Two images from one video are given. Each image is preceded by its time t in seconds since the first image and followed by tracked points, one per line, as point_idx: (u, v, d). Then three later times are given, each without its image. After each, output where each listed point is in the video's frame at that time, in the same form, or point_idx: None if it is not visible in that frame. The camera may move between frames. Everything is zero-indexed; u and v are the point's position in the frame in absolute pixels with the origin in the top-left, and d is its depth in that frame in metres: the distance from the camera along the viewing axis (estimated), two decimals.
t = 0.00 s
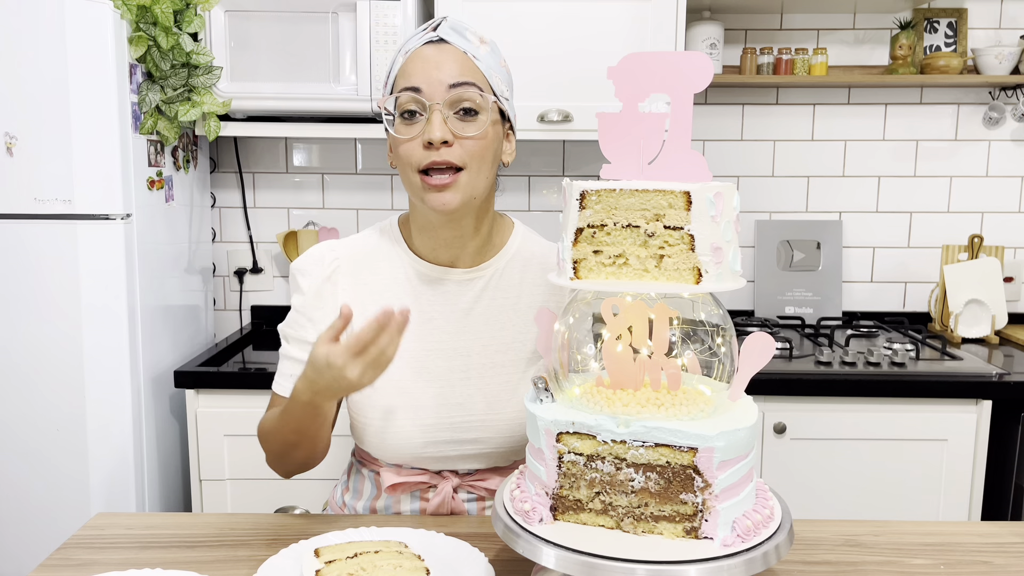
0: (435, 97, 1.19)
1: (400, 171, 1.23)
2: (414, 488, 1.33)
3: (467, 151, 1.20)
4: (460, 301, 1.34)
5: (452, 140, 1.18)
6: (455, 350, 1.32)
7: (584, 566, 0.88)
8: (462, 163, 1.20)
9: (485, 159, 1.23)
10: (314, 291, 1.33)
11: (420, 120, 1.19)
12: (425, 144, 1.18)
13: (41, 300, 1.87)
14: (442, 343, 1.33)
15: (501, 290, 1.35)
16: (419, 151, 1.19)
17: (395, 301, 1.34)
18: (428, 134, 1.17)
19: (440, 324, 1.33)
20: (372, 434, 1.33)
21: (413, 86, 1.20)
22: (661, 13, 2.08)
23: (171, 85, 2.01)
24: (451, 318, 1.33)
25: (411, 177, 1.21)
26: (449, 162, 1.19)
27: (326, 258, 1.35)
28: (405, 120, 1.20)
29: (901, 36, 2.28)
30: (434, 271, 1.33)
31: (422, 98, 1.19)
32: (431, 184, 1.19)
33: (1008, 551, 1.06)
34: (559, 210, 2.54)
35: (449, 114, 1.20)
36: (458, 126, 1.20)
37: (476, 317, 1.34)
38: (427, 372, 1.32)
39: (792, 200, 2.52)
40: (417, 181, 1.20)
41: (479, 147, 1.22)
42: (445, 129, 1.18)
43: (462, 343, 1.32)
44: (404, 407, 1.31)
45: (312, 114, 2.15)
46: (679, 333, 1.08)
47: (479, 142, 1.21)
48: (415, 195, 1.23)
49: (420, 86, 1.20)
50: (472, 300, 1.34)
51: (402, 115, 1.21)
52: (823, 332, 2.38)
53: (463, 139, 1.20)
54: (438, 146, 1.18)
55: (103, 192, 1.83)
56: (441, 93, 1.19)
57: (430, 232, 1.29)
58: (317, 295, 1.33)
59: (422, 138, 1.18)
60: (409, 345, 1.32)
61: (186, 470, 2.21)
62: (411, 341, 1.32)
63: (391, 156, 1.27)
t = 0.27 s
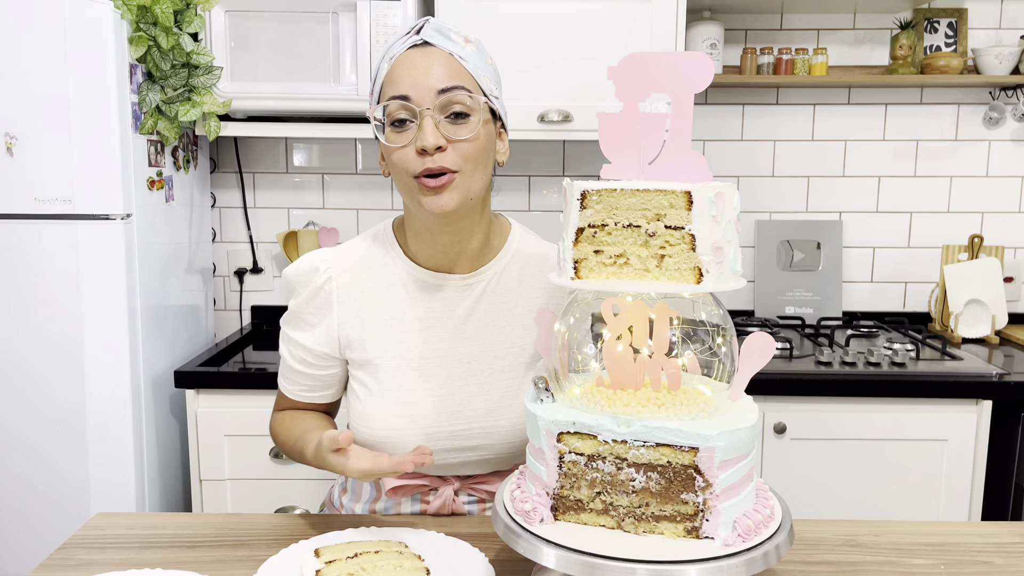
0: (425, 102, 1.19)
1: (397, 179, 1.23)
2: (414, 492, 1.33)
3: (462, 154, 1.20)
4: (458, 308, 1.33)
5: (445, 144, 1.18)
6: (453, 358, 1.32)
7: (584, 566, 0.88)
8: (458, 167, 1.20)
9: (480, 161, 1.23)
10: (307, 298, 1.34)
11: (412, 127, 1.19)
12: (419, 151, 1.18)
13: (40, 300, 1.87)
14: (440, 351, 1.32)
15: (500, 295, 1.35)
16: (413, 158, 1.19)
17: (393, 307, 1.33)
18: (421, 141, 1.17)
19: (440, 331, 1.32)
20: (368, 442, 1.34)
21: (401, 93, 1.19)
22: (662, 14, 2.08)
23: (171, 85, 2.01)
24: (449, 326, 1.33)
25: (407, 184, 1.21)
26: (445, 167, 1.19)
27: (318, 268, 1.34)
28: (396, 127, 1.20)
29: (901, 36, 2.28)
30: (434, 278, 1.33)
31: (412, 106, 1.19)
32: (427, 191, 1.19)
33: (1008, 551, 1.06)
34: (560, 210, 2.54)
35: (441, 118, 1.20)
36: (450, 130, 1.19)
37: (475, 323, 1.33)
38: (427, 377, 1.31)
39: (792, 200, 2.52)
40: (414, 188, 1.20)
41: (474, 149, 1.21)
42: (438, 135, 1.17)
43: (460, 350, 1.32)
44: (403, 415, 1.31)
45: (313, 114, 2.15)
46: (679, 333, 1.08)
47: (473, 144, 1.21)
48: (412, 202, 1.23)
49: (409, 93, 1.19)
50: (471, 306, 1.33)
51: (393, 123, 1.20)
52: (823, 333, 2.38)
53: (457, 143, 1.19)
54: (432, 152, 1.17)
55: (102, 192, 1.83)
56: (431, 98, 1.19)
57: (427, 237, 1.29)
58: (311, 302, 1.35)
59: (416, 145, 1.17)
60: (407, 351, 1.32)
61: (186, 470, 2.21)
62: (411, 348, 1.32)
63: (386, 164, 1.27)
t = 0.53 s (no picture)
0: (419, 103, 1.18)
1: (390, 180, 1.22)
2: (413, 492, 1.33)
3: (456, 155, 1.20)
4: (452, 305, 1.33)
5: (439, 144, 1.18)
6: (448, 356, 1.32)
7: (585, 567, 0.88)
8: (451, 168, 1.20)
9: (473, 163, 1.23)
10: (300, 301, 1.35)
11: (405, 127, 1.19)
12: (413, 151, 1.18)
13: (40, 300, 1.87)
14: (434, 350, 1.32)
15: (493, 291, 1.35)
16: (406, 159, 1.19)
17: (388, 306, 1.33)
18: (415, 142, 1.17)
19: (433, 330, 1.32)
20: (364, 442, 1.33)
21: (395, 93, 1.19)
22: (662, 14, 2.08)
23: (171, 85, 2.01)
24: (443, 324, 1.33)
25: (401, 185, 1.21)
26: (439, 168, 1.19)
27: (310, 270, 1.35)
28: (390, 128, 1.19)
29: (901, 36, 2.28)
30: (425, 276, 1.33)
31: (405, 106, 1.18)
32: (421, 191, 1.19)
33: (1008, 551, 1.06)
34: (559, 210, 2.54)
35: (435, 119, 1.20)
36: (444, 131, 1.19)
37: (467, 321, 1.33)
38: (425, 376, 1.31)
39: (792, 200, 2.52)
40: (407, 189, 1.20)
41: (467, 150, 1.22)
42: (432, 135, 1.18)
43: (454, 348, 1.32)
44: (400, 415, 1.30)
45: (313, 114, 2.15)
46: (679, 333, 1.07)
47: (467, 146, 1.21)
48: (405, 202, 1.22)
49: (403, 93, 1.18)
50: (462, 305, 1.33)
51: (385, 123, 1.20)
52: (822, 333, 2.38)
53: (451, 144, 1.19)
54: (426, 153, 1.17)
55: (102, 192, 1.83)
56: (425, 99, 1.19)
57: (419, 237, 1.28)
58: (304, 305, 1.35)
59: (410, 145, 1.17)
60: (403, 351, 1.32)
61: (186, 470, 2.21)
62: (404, 347, 1.32)
63: (378, 165, 1.26)
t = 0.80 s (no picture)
0: (421, 105, 1.19)
1: (400, 186, 1.21)
2: (414, 492, 1.33)
3: (463, 152, 1.21)
4: (450, 299, 1.33)
5: (448, 144, 1.18)
6: (448, 353, 1.32)
7: (585, 567, 0.88)
8: (461, 165, 1.21)
9: (476, 158, 1.24)
10: (299, 302, 1.35)
11: (410, 131, 1.19)
12: (424, 153, 1.18)
13: (40, 300, 1.87)
14: (434, 345, 1.32)
15: (489, 286, 1.35)
16: (419, 162, 1.18)
17: (385, 302, 1.34)
18: (427, 143, 1.16)
19: (431, 324, 1.32)
20: (366, 441, 1.33)
21: (395, 100, 1.19)
22: (662, 15, 2.08)
23: (171, 85, 2.01)
24: (441, 319, 1.33)
25: (414, 189, 1.20)
26: (450, 167, 1.19)
27: (308, 271, 1.34)
28: (393, 133, 1.19)
29: (901, 36, 2.28)
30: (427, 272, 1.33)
31: (408, 110, 1.18)
32: (438, 192, 1.19)
33: (1008, 551, 1.06)
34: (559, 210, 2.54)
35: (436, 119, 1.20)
36: (448, 129, 1.20)
37: (466, 315, 1.33)
38: (423, 373, 1.31)
39: (792, 200, 2.52)
40: (422, 191, 1.19)
41: (471, 146, 1.22)
42: (442, 135, 1.17)
43: (452, 343, 1.32)
44: (401, 411, 1.31)
45: (313, 114, 2.15)
46: (679, 334, 1.07)
47: (471, 141, 1.22)
48: (419, 205, 1.22)
49: (403, 97, 1.18)
50: (460, 298, 1.34)
51: (388, 130, 1.19)
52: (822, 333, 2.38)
53: (458, 142, 1.20)
54: (438, 154, 1.17)
55: (102, 192, 1.83)
56: (426, 101, 1.19)
57: (430, 236, 1.28)
58: (302, 305, 1.35)
59: (421, 148, 1.17)
60: (402, 347, 1.32)
61: (186, 470, 2.21)
62: (405, 342, 1.32)
63: (379, 174, 1.25)
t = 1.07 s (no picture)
0: (415, 108, 1.18)
1: (393, 188, 1.22)
2: (413, 490, 1.33)
3: (457, 154, 1.21)
4: (447, 298, 1.33)
5: (442, 146, 1.18)
6: (446, 354, 1.32)
7: (585, 567, 0.88)
8: (455, 168, 1.21)
9: (471, 159, 1.24)
10: (297, 302, 1.35)
11: (404, 133, 1.19)
12: (417, 156, 1.18)
13: (40, 300, 1.87)
14: (431, 343, 1.32)
15: (486, 284, 1.35)
16: (412, 165, 1.19)
17: (383, 301, 1.33)
18: (419, 147, 1.17)
19: (430, 323, 1.32)
20: (365, 441, 1.33)
21: (390, 103, 1.19)
22: (662, 15, 2.08)
23: (171, 85, 2.01)
24: (438, 318, 1.33)
25: (407, 191, 1.20)
26: (444, 169, 1.19)
27: (306, 270, 1.35)
28: (387, 136, 1.19)
29: (901, 36, 2.28)
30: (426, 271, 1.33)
31: (402, 113, 1.18)
32: (430, 194, 1.19)
33: (1008, 551, 1.06)
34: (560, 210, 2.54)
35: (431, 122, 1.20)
36: (443, 132, 1.20)
37: (463, 315, 1.33)
38: (421, 372, 1.31)
39: (792, 200, 2.52)
40: (414, 194, 1.20)
41: (465, 148, 1.22)
42: (435, 138, 1.18)
43: (449, 342, 1.32)
44: (399, 409, 1.31)
45: (314, 114, 2.15)
46: (679, 334, 1.07)
47: (465, 143, 1.22)
48: (412, 207, 1.22)
49: (397, 100, 1.18)
50: (458, 297, 1.33)
51: (382, 132, 1.19)
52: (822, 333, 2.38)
53: (451, 144, 1.20)
54: (431, 157, 1.17)
55: (103, 192, 1.83)
56: (420, 103, 1.19)
57: (425, 237, 1.28)
58: (300, 305, 1.35)
59: (414, 151, 1.17)
60: (400, 347, 1.32)
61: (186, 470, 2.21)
62: (402, 341, 1.32)
63: (373, 175, 1.26)
